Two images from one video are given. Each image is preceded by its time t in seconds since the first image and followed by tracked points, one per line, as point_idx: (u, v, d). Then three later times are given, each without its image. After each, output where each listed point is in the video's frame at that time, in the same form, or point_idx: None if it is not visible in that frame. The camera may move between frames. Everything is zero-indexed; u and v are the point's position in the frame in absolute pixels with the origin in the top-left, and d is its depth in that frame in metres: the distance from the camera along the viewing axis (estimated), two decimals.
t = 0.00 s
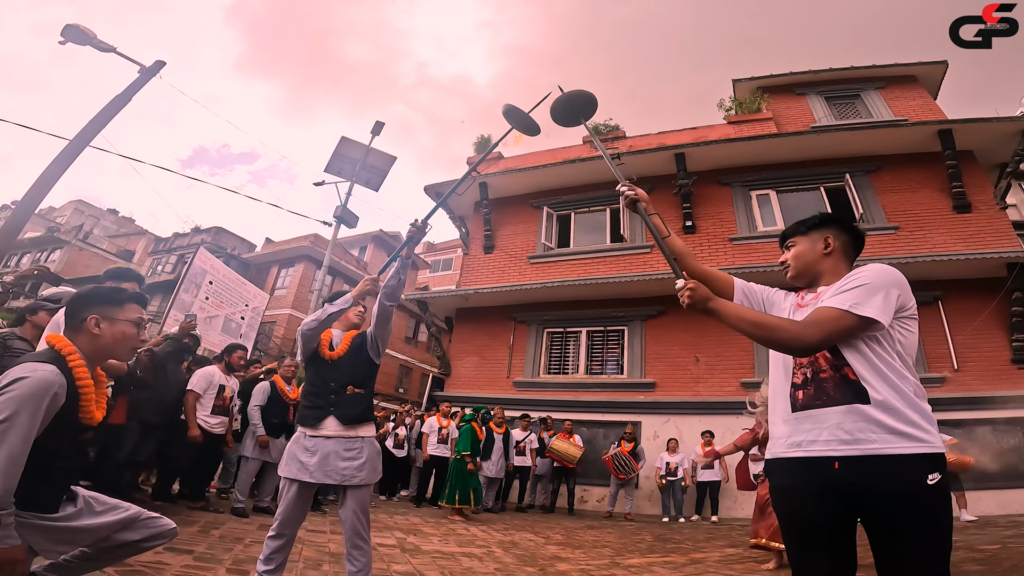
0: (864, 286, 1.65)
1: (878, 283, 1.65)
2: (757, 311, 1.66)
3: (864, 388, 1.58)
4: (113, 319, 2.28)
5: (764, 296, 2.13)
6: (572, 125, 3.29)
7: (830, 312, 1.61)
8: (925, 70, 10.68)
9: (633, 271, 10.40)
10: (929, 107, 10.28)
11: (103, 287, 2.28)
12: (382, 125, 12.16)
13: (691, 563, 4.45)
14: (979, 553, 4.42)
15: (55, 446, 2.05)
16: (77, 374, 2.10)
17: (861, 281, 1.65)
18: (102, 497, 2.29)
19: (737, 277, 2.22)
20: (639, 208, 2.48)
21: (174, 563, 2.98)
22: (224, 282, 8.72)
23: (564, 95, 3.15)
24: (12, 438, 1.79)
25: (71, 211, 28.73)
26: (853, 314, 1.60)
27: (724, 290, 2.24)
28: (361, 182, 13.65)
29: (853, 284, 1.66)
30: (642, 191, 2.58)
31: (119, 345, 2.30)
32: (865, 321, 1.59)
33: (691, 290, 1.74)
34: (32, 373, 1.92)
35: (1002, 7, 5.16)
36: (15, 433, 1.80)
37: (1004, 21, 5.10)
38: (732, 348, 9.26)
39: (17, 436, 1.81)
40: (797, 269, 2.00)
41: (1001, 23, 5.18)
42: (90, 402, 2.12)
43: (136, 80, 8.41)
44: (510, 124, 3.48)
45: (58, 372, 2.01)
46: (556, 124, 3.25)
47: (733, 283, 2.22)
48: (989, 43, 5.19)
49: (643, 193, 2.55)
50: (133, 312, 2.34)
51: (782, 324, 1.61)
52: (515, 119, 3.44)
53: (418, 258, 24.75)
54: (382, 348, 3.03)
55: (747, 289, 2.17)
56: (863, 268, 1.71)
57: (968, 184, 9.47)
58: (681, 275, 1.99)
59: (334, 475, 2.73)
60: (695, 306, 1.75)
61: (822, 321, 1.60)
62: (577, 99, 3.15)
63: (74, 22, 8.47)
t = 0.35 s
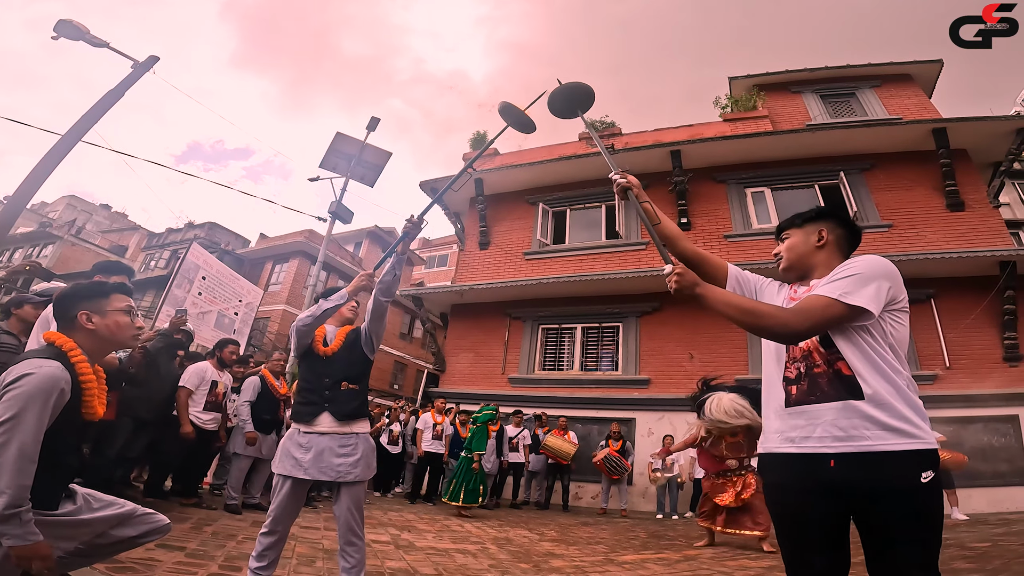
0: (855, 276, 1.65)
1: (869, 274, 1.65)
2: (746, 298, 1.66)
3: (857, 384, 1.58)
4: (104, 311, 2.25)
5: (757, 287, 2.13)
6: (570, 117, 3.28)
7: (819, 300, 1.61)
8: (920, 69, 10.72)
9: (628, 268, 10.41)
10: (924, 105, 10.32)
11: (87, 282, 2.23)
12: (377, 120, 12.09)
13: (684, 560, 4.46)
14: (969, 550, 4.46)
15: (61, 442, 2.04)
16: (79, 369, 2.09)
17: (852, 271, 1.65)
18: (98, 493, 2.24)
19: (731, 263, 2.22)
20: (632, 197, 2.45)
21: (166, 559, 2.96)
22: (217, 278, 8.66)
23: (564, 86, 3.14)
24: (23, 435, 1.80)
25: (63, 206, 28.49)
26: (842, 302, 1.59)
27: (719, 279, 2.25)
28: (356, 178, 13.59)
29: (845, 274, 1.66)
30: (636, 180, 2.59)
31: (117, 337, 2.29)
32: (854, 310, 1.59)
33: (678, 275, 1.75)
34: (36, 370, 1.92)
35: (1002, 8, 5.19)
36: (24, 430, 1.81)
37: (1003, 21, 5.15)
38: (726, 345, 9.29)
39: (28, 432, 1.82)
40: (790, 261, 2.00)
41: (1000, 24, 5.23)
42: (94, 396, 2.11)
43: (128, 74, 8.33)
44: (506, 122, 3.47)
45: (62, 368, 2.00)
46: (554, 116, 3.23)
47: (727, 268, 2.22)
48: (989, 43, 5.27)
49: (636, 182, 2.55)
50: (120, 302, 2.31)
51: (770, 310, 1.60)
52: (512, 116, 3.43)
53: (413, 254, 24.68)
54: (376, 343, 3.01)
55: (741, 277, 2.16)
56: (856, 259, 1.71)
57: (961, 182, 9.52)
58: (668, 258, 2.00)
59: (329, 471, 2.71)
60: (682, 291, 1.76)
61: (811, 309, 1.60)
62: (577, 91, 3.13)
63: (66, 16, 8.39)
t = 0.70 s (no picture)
0: (853, 271, 1.62)
1: (867, 269, 1.62)
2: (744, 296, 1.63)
3: (853, 381, 1.55)
4: (76, 305, 2.20)
5: (752, 282, 2.09)
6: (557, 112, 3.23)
7: (818, 298, 1.57)
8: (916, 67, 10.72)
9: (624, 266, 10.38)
10: (920, 104, 10.32)
11: (56, 275, 2.18)
12: (372, 117, 12.03)
13: (680, 559, 4.44)
14: (965, 550, 4.45)
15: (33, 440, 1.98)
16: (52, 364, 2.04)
17: (850, 267, 1.63)
18: (81, 491, 2.20)
19: (725, 259, 2.18)
20: (622, 191, 2.50)
21: (154, 558, 2.92)
22: (210, 275, 8.60)
23: (545, 82, 3.11)
24: None
25: (58, 203, 28.35)
26: (843, 300, 1.56)
27: (711, 273, 2.20)
28: (352, 175, 13.53)
29: (843, 270, 1.64)
30: (626, 176, 2.60)
31: (90, 331, 2.23)
32: (855, 308, 1.56)
33: (676, 271, 1.73)
34: (5, 364, 1.85)
35: (1002, 8, 5.44)
36: None
37: (1003, 21, 5.43)
38: (722, 343, 9.29)
39: None
40: (785, 254, 1.97)
41: (1000, 24, 5.50)
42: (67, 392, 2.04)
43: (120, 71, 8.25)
44: (499, 118, 3.43)
45: (33, 362, 1.95)
46: (539, 112, 3.20)
47: (720, 264, 2.18)
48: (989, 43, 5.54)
49: (626, 178, 2.57)
50: (93, 294, 2.25)
51: (769, 309, 1.57)
52: (505, 112, 3.39)
53: (410, 252, 24.61)
54: (367, 339, 2.97)
55: (735, 272, 2.13)
56: (853, 254, 1.69)
57: (956, 180, 9.53)
58: (665, 255, 1.97)
59: (319, 470, 2.68)
60: (680, 290, 1.73)
61: (811, 307, 1.56)
62: (559, 86, 3.10)
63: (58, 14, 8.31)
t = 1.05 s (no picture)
0: (861, 272, 1.61)
1: (873, 270, 1.62)
2: (756, 302, 1.60)
3: (851, 380, 1.53)
4: (47, 296, 2.15)
5: (746, 277, 2.07)
6: (547, 116, 3.22)
7: (830, 302, 1.56)
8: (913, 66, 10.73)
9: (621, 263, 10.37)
10: (917, 103, 10.33)
11: (23, 267, 2.14)
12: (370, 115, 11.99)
13: (676, 557, 4.43)
14: (961, 548, 4.45)
15: (12, 435, 1.95)
16: (27, 357, 1.99)
17: (858, 267, 1.61)
18: (68, 490, 2.18)
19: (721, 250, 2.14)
20: (614, 184, 2.48)
21: (146, 557, 2.88)
22: (206, 273, 8.56)
23: (536, 85, 3.10)
24: None
25: (54, 201, 28.18)
26: (856, 304, 1.55)
27: (707, 264, 2.16)
28: (349, 173, 13.49)
29: (851, 271, 1.62)
30: (616, 169, 2.60)
31: (64, 322, 2.17)
32: (867, 310, 1.55)
33: (687, 277, 1.69)
34: None
35: (1002, 7, 5.42)
36: None
37: (1003, 21, 5.42)
38: (720, 341, 9.28)
39: None
40: (782, 250, 1.95)
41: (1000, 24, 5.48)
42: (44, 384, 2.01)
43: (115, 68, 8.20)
44: (494, 115, 3.41)
45: (5, 355, 1.90)
46: (529, 116, 3.19)
47: (715, 255, 2.15)
48: (989, 43, 5.51)
49: (616, 171, 2.57)
50: (65, 285, 2.20)
51: (785, 317, 1.55)
52: (500, 109, 3.37)
53: (407, 250, 24.57)
54: (361, 337, 2.95)
55: (729, 264, 2.10)
56: (857, 252, 1.67)
57: (953, 179, 9.53)
58: (674, 262, 1.95)
59: (311, 467, 2.66)
60: (691, 294, 1.70)
61: (824, 313, 1.54)
62: (549, 89, 3.09)
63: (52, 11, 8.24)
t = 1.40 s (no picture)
0: (868, 268, 1.59)
1: (880, 265, 1.60)
2: (761, 299, 1.58)
3: (856, 376, 1.51)
4: (31, 290, 2.10)
5: (748, 274, 2.04)
6: (546, 113, 3.20)
7: (837, 298, 1.53)
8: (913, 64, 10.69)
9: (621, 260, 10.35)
10: (917, 100, 10.29)
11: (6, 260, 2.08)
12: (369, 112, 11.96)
13: (676, 556, 4.41)
14: (962, 547, 4.43)
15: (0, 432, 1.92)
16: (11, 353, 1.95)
17: (866, 263, 1.59)
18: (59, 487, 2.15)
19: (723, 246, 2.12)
20: (613, 180, 2.45)
21: (142, 555, 2.87)
22: (205, 270, 8.54)
23: (532, 82, 3.08)
24: None
25: (52, 199, 28.14)
26: (864, 300, 1.53)
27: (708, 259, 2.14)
28: (348, 170, 13.46)
29: (858, 266, 1.60)
30: (615, 164, 2.58)
31: (49, 315, 2.13)
32: (874, 306, 1.53)
33: (689, 274, 1.67)
34: None
35: (1002, 7, 5.39)
36: None
37: (1003, 21, 5.38)
38: (719, 338, 9.27)
39: None
40: (783, 246, 1.92)
41: (1000, 25, 5.44)
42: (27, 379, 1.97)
43: (112, 66, 8.16)
44: (495, 113, 3.38)
45: None
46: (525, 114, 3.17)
47: (718, 249, 2.13)
48: (989, 43, 5.47)
49: (615, 166, 2.55)
50: (50, 278, 2.14)
51: (792, 314, 1.52)
52: (501, 108, 3.34)
53: (407, 247, 24.53)
54: (359, 334, 2.93)
55: (732, 258, 2.08)
56: (863, 247, 1.65)
57: (954, 176, 9.50)
58: (676, 258, 1.93)
59: (306, 465, 2.63)
60: (694, 291, 1.68)
61: (831, 309, 1.52)
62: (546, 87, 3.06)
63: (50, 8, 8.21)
